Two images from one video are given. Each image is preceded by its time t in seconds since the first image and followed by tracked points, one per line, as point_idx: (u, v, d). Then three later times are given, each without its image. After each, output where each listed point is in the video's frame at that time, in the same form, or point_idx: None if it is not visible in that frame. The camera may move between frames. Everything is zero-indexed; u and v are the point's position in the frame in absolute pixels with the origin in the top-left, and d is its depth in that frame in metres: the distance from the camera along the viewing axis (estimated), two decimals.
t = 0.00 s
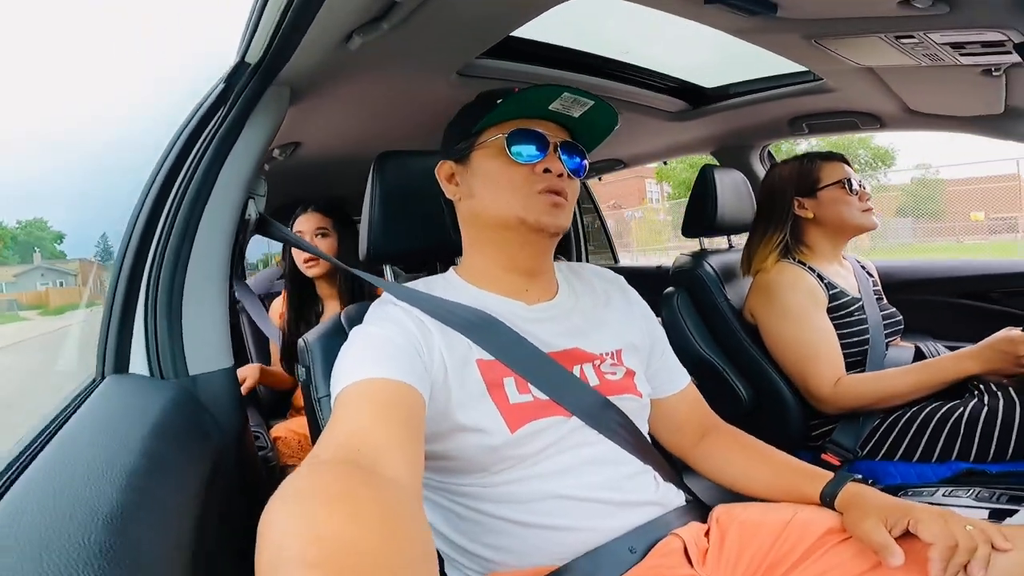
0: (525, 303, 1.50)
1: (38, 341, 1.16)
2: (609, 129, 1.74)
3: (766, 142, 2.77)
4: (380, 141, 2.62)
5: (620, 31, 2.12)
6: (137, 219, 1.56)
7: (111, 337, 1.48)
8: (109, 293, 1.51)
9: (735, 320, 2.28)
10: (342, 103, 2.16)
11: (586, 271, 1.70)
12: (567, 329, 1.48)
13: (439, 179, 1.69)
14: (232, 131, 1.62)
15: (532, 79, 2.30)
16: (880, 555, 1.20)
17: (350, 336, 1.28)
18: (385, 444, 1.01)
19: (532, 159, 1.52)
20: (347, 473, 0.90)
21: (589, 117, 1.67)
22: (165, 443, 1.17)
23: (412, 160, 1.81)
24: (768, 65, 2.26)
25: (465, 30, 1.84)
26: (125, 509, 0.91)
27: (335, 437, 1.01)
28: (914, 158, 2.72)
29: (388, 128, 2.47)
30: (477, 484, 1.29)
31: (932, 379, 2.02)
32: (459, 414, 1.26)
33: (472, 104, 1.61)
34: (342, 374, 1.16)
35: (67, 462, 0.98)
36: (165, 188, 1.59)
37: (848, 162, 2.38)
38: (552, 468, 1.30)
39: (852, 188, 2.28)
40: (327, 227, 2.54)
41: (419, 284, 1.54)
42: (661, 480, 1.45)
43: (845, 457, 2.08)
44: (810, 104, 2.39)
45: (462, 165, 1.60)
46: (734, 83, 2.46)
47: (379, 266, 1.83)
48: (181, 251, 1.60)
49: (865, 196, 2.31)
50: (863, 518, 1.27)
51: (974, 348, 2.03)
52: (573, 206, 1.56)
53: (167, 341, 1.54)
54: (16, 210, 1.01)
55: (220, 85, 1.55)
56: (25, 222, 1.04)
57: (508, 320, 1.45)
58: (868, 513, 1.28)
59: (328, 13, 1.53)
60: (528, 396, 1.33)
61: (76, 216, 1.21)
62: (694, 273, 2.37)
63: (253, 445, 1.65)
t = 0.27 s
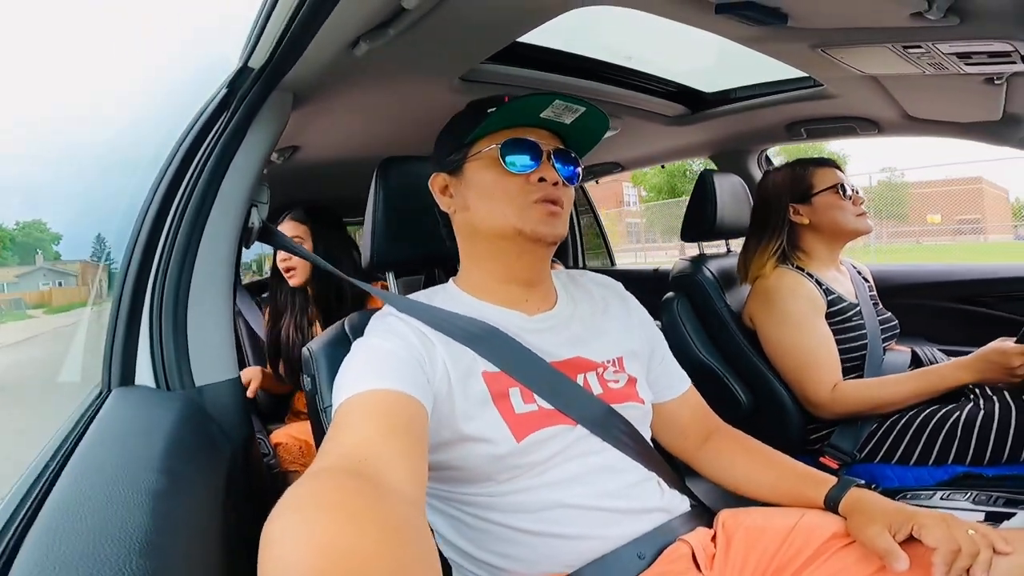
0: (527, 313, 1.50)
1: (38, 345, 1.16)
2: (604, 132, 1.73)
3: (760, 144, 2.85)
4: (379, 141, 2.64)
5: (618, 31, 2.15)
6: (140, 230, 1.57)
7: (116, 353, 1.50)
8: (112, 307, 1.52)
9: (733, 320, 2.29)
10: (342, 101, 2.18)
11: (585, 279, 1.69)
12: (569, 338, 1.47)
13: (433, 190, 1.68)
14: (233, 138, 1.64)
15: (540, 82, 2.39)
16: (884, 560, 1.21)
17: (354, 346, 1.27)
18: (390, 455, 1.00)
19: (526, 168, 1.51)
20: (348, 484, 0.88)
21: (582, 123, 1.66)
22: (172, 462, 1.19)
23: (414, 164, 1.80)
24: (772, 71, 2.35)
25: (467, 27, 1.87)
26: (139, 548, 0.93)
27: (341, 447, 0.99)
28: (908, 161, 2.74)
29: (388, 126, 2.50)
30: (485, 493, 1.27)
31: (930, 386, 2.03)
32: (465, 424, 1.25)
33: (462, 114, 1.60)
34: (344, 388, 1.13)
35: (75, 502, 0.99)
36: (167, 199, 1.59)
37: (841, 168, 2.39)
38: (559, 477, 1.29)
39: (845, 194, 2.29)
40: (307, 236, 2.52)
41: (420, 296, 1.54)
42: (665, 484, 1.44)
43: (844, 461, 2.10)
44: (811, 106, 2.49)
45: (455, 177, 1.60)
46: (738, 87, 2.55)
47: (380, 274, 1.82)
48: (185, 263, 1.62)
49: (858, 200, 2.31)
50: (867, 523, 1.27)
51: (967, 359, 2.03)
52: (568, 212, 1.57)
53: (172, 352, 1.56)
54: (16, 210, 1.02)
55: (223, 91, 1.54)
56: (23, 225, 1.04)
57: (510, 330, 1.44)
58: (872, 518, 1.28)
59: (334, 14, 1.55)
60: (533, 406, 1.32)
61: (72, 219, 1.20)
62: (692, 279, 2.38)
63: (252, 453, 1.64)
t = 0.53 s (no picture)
0: (526, 302, 1.54)
1: (43, 342, 1.19)
2: (603, 131, 1.78)
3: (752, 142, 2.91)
4: (376, 141, 2.68)
5: (611, 32, 2.19)
6: (143, 228, 1.61)
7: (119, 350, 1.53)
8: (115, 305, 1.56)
9: (724, 314, 2.34)
10: (341, 100, 2.22)
11: (582, 276, 1.73)
12: (566, 328, 1.51)
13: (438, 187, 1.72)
14: (235, 137, 1.66)
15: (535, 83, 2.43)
16: (874, 547, 1.24)
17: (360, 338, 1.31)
18: (412, 429, 1.05)
19: (527, 167, 1.55)
20: (373, 453, 0.93)
21: (582, 124, 1.70)
22: (180, 451, 1.22)
23: (411, 162, 1.84)
24: (763, 71, 2.40)
25: (464, 28, 1.91)
26: (156, 526, 0.96)
27: (363, 425, 1.04)
28: (895, 160, 2.79)
29: (385, 125, 2.54)
30: (488, 480, 1.31)
31: (915, 381, 2.08)
32: (470, 410, 1.29)
33: (465, 114, 1.64)
34: (354, 372, 1.19)
35: (89, 485, 1.03)
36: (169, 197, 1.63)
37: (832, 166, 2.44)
38: (557, 465, 1.32)
39: (837, 191, 2.34)
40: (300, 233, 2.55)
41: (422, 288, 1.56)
42: (657, 473, 1.46)
43: (835, 454, 2.14)
44: (797, 106, 2.55)
45: (459, 174, 1.63)
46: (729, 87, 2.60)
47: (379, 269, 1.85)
48: (187, 262, 1.67)
49: (849, 199, 2.37)
50: (856, 511, 1.31)
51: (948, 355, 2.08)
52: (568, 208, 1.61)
53: (174, 347, 1.60)
54: (15, 212, 1.05)
55: (223, 89, 1.54)
56: (23, 226, 1.08)
57: (510, 320, 1.48)
58: (862, 506, 1.32)
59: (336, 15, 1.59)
60: (534, 391, 1.36)
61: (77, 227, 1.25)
62: (686, 275, 2.42)
63: (253, 446, 1.67)
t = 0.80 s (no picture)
0: (527, 297, 1.54)
1: (36, 340, 1.18)
2: (607, 135, 1.78)
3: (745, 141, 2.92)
4: (369, 139, 2.68)
5: (605, 30, 2.20)
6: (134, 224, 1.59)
7: (110, 349, 1.51)
8: (104, 302, 1.54)
9: (717, 312, 2.35)
10: (335, 99, 2.22)
11: (578, 277, 1.72)
12: (563, 325, 1.51)
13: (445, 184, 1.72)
14: (227, 133, 1.66)
15: (530, 81, 2.43)
16: (871, 546, 1.25)
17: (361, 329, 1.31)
18: (413, 423, 1.04)
19: (537, 165, 1.55)
20: (367, 447, 0.93)
21: (588, 126, 1.71)
22: (172, 450, 1.21)
23: (405, 162, 1.84)
24: (757, 70, 2.41)
25: (458, 26, 1.91)
26: (145, 529, 0.95)
27: (364, 417, 1.04)
28: (886, 159, 2.81)
29: (379, 124, 2.54)
30: (486, 473, 1.31)
31: (907, 372, 2.10)
32: (470, 403, 1.29)
33: (474, 114, 1.64)
34: (354, 361, 1.19)
35: (79, 486, 1.02)
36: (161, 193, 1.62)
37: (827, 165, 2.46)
38: (552, 462, 1.32)
39: (832, 190, 2.36)
40: (306, 232, 2.49)
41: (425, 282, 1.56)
42: (652, 470, 1.47)
43: (828, 451, 2.14)
44: (789, 105, 2.56)
45: (468, 171, 1.63)
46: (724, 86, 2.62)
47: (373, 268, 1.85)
48: (179, 258, 1.65)
49: (843, 197, 2.38)
50: (854, 510, 1.31)
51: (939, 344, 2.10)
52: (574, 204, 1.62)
53: (165, 344, 1.59)
54: (10, 213, 1.04)
55: (215, 87, 1.56)
56: (17, 227, 1.07)
57: (511, 313, 1.48)
58: (860, 506, 1.32)
59: (331, 13, 1.59)
60: (534, 384, 1.36)
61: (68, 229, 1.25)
62: (680, 274, 2.44)
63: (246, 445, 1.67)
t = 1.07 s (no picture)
0: (521, 292, 1.54)
1: (16, 338, 1.17)
2: (599, 134, 1.78)
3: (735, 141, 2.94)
4: (358, 138, 2.67)
5: (595, 27, 2.20)
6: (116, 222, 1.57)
7: (90, 349, 1.49)
8: (87, 298, 1.52)
9: (706, 311, 2.37)
10: (324, 96, 2.21)
11: (567, 272, 1.72)
12: (556, 320, 1.51)
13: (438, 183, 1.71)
14: (211, 132, 1.63)
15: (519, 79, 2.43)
16: (869, 555, 1.23)
17: (352, 325, 1.30)
18: (403, 422, 1.03)
19: (530, 161, 1.55)
20: (356, 448, 0.92)
21: (580, 125, 1.71)
22: (153, 451, 1.20)
23: (394, 160, 1.83)
24: (747, 69, 2.42)
25: (448, 24, 1.90)
26: (121, 530, 0.94)
27: (354, 416, 1.03)
28: (873, 159, 2.83)
29: (368, 122, 2.53)
30: (477, 471, 1.30)
31: (896, 373, 2.11)
32: (459, 397, 1.28)
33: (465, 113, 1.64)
34: (346, 356, 1.17)
35: (56, 487, 1.00)
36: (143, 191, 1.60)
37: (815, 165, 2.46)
38: (540, 460, 1.31)
39: (819, 189, 2.37)
40: (305, 232, 2.53)
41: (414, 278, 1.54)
42: (641, 469, 1.46)
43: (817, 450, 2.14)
44: (777, 105, 2.57)
45: (460, 168, 1.63)
46: (713, 85, 2.63)
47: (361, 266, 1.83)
48: (161, 257, 1.63)
49: (830, 196, 2.40)
50: (853, 518, 1.29)
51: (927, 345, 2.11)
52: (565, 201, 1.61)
53: (148, 344, 1.57)
54: None
55: (200, 84, 1.55)
56: None
57: (505, 308, 1.47)
58: (861, 513, 1.29)
59: (317, 10, 1.57)
60: (529, 378, 1.35)
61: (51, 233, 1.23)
62: (669, 273, 2.44)
63: (231, 445, 1.65)
